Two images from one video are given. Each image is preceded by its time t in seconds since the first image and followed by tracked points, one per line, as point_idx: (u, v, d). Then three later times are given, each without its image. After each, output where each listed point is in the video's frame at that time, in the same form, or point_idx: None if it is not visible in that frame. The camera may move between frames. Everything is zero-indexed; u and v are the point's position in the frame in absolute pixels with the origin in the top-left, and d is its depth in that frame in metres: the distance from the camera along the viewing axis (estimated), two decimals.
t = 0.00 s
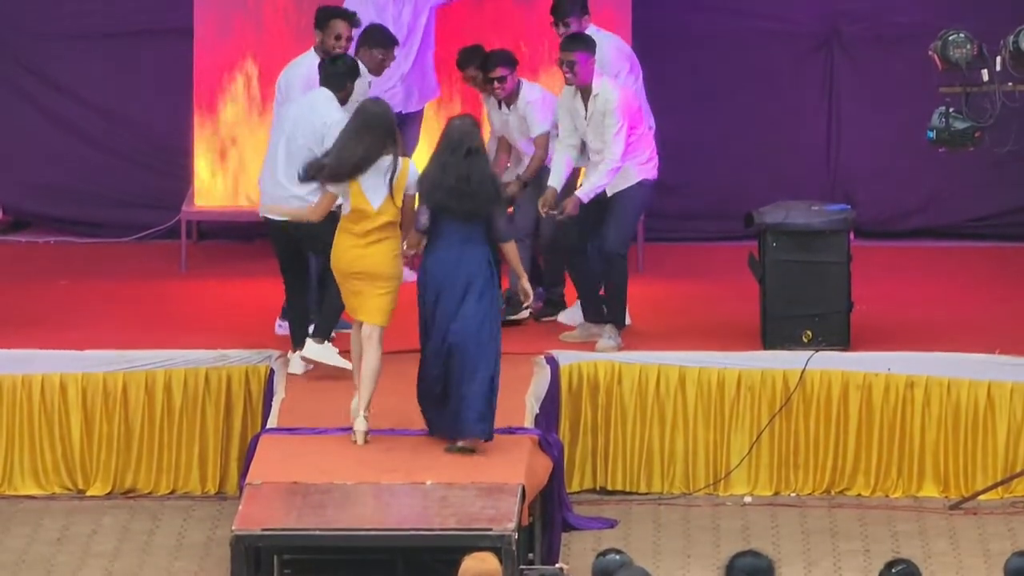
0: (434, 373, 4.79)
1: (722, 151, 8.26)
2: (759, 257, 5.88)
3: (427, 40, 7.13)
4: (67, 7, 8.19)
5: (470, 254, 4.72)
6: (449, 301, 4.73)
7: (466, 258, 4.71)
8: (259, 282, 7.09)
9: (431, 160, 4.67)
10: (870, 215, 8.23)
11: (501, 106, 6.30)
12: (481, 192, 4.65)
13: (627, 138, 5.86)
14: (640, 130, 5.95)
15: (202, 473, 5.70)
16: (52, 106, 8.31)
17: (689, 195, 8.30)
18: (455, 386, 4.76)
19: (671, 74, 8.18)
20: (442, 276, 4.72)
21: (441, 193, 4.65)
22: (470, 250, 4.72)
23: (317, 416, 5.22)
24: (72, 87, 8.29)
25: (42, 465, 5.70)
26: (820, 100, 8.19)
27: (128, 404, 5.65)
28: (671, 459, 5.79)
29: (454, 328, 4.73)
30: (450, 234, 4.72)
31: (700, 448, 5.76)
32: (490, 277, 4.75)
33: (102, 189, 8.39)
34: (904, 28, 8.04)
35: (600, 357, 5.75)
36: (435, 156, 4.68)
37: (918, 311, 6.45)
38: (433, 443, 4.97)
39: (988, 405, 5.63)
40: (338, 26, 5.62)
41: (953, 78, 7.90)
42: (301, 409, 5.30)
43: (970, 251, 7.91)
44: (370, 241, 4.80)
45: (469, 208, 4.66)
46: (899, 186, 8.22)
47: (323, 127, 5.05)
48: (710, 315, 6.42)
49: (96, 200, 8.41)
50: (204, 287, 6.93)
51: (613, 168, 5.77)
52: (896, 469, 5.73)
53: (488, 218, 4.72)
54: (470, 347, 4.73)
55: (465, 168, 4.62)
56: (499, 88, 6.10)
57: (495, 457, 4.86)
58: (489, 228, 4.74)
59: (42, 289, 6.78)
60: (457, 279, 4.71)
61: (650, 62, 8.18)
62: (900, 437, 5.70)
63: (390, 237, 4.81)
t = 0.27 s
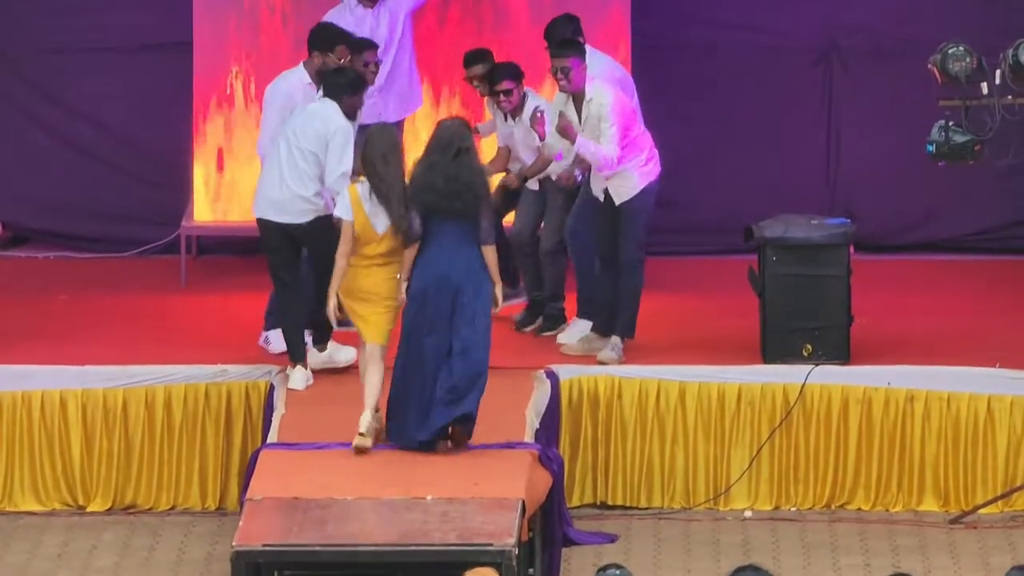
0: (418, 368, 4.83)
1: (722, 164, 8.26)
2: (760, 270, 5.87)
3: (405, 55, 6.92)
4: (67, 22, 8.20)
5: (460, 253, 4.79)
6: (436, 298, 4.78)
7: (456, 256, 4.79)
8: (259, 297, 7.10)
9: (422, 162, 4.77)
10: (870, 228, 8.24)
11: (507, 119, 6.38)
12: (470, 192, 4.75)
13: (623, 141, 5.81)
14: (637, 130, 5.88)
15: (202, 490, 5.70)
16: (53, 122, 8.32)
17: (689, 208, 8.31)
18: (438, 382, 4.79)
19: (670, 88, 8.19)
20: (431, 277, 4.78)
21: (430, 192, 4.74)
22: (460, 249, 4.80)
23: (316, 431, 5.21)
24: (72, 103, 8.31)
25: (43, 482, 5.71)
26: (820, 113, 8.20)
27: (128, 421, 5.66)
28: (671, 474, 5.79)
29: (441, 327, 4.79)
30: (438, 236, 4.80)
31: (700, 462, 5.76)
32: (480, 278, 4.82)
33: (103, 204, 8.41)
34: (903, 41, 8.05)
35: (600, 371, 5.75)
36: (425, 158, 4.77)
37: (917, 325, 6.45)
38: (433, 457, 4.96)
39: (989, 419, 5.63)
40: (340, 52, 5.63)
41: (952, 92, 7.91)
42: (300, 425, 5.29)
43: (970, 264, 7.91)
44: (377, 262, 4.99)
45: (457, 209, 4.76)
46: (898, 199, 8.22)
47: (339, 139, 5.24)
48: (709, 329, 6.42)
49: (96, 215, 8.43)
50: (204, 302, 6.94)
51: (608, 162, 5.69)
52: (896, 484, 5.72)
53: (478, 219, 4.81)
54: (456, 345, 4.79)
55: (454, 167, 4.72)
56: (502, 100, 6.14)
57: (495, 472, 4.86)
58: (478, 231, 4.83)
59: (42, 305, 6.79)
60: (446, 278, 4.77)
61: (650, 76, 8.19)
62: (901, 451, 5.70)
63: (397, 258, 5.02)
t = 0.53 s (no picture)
0: (410, 385, 4.84)
1: (721, 183, 8.28)
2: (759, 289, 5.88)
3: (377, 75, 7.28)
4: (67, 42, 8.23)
5: (456, 271, 4.82)
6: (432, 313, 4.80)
7: (452, 272, 4.82)
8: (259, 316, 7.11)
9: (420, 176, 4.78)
10: (869, 247, 8.25)
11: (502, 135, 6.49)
12: (464, 207, 4.77)
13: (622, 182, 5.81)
14: (637, 169, 5.93)
15: (201, 510, 5.70)
16: (54, 142, 8.35)
17: (688, 227, 8.32)
18: (430, 398, 4.81)
19: (670, 107, 8.21)
20: (430, 295, 4.80)
21: (425, 208, 4.76)
22: (457, 266, 4.83)
23: (315, 451, 5.21)
24: (73, 122, 8.33)
25: (42, 502, 5.71)
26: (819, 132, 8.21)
27: (128, 440, 5.66)
28: (670, 493, 5.78)
29: (440, 345, 4.81)
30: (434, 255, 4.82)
31: (700, 482, 5.75)
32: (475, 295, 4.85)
33: (102, 224, 8.43)
34: (902, 60, 8.07)
35: (599, 391, 5.75)
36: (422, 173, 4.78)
37: (916, 343, 6.45)
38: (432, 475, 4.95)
39: (988, 437, 5.63)
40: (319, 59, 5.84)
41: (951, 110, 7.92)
42: (299, 445, 5.29)
43: (969, 282, 7.92)
44: (381, 266, 4.96)
45: (453, 226, 4.78)
46: (897, 217, 8.23)
47: (322, 166, 5.30)
48: (708, 348, 6.42)
49: (96, 234, 8.44)
50: (203, 322, 6.95)
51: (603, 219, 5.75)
52: (896, 502, 5.72)
53: (473, 237, 4.83)
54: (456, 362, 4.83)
55: (449, 182, 4.75)
56: (494, 119, 6.29)
57: (494, 491, 4.86)
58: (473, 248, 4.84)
59: (42, 325, 6.80)
60: (443, 293, 4.80)
61: (649, 95, 8.21)
62: (900, 470, 5.70)
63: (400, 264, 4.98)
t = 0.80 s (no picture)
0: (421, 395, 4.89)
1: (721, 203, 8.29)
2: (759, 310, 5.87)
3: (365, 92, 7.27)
4: (69, 64, 8.26)
5: (462, 281, 4.86)
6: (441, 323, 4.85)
7: (460, 282, 4.86)
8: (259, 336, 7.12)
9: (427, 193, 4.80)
10: (869, 267, 8.26)
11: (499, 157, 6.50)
12: (471, 222, 4.80)
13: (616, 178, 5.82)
14: (631, 168, 5.91)
15: (201, 531, 5.70)
16: (56, 164, 8.38)
17: (688, 247, 8.33)
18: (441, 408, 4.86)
19: (670, 128, 8.23)
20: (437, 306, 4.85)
21: (433, 222, 4.79)
22: (464, 275, 4.87)
23: (315, 471, 5.20)
24: (75, 144, 8.36)
25: (42, 523, 5.71)
26: (819, 153, 8.23)
27: (128, 462, 5.67)
28: (670, 514, 5.78)
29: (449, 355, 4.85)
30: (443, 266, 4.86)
31: (700, 502, 5.75)
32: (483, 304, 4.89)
33: (103, 245, 8.45)
34: (902, 81, 8.09)
35: (598, 411, 5.75)
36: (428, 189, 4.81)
37: (914, 363, 6.45)
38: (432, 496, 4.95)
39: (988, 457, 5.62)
40: (302, 79, 5.87)
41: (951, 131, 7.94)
42: (298, 465, 5.29)
43: (969, 303, 7.93)
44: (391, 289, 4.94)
45: (460, 238, 4.80)
46: (897, 237, 8.24)
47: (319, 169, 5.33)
48: (707, 368, 6.42)
49: (97, 255, 8.46)
50: (203, 343, 6.96)
51: (601, 205, 5.74)
52: (896, 523, 5.71)
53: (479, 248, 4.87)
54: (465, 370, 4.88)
55: (454, 198, 4.78)
56: (489, 141, 6.30)
57: (494, 512, 4.86)
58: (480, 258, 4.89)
59: (43, 346, 6.81)
60: (450, 304, 4.84)
61: (649, 116, 8.23)
62: (900, 490, 5.69)
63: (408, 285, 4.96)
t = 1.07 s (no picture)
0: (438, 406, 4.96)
1: (722, 221, 8.30)
2: (759, 328, 5.88)
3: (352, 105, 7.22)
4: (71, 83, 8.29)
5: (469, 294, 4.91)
6: (445, 339, 4.88)
7: (463, 298, 4.90)
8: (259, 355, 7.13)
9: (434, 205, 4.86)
10: (870, 285, 8.26)
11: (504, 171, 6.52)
12: (476, 235, 4.85)
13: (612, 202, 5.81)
14: (627, 189, 5.93)
15: (201, 550, 5.69)
16: (57, 183, 8.40)
17: (689, 265, 8.34)
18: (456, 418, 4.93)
19: (670, 146, 8.25)
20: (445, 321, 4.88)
21: (440, 236, 4.84)
22: (471, 288, 4.92)
23: (316, 488, 5.20)
24: (77, 163, 8.38)
25: (41, 542, 5.71)
26: (819, 170, 8.25)
27: (129, 480, 5.68)
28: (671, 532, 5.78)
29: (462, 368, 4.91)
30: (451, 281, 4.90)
31: (700, 521, 5.75)
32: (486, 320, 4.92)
33: (104, 263, 8.47)
34: (902, 99, 8.11)
35: (599, 429, 5.75)
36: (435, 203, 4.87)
37: (914, 382, 6.46)
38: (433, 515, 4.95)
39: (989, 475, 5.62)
40: (306, 82, 5.88)
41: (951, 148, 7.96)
42: (299, 483, 5.29)
43: (970, 320, 7.93)
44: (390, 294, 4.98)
45: (466, 251, 4.85)
46: (898, 255, 8.25)
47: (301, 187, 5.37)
48: (707, 387, 6.43)
49: (97, 274, 8.48)
50: (204, 362, 6.97)
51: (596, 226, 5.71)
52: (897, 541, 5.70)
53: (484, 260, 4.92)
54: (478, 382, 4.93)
55: (462, 211, 4.84)
56: (492, 155, 6.21)
57: (495, 530, 4.86)
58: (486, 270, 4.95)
59: (44, 365, 6.83)
60: (453, 320, 4.87)
61: (650, 135, 8.26)
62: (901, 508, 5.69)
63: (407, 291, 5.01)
